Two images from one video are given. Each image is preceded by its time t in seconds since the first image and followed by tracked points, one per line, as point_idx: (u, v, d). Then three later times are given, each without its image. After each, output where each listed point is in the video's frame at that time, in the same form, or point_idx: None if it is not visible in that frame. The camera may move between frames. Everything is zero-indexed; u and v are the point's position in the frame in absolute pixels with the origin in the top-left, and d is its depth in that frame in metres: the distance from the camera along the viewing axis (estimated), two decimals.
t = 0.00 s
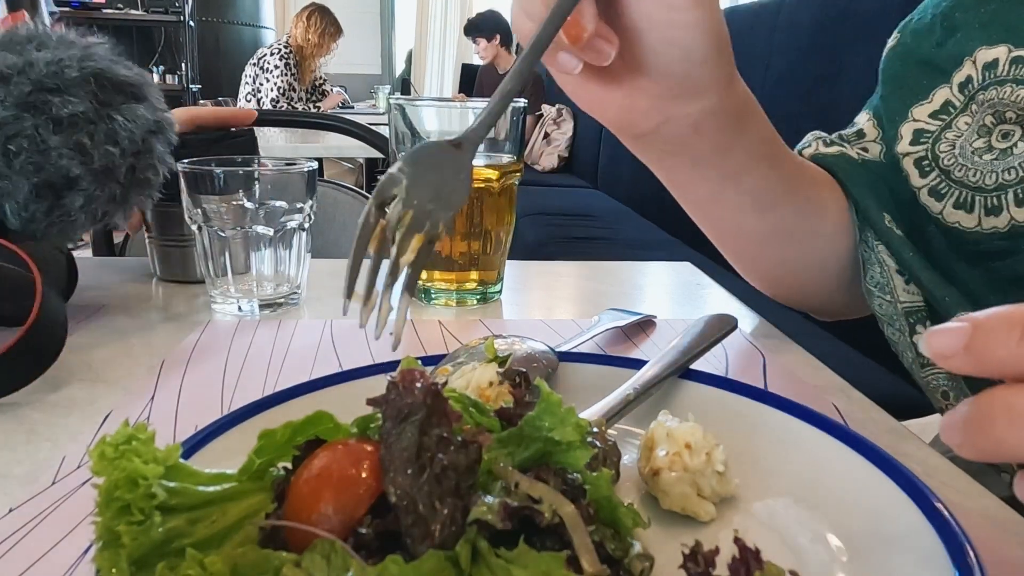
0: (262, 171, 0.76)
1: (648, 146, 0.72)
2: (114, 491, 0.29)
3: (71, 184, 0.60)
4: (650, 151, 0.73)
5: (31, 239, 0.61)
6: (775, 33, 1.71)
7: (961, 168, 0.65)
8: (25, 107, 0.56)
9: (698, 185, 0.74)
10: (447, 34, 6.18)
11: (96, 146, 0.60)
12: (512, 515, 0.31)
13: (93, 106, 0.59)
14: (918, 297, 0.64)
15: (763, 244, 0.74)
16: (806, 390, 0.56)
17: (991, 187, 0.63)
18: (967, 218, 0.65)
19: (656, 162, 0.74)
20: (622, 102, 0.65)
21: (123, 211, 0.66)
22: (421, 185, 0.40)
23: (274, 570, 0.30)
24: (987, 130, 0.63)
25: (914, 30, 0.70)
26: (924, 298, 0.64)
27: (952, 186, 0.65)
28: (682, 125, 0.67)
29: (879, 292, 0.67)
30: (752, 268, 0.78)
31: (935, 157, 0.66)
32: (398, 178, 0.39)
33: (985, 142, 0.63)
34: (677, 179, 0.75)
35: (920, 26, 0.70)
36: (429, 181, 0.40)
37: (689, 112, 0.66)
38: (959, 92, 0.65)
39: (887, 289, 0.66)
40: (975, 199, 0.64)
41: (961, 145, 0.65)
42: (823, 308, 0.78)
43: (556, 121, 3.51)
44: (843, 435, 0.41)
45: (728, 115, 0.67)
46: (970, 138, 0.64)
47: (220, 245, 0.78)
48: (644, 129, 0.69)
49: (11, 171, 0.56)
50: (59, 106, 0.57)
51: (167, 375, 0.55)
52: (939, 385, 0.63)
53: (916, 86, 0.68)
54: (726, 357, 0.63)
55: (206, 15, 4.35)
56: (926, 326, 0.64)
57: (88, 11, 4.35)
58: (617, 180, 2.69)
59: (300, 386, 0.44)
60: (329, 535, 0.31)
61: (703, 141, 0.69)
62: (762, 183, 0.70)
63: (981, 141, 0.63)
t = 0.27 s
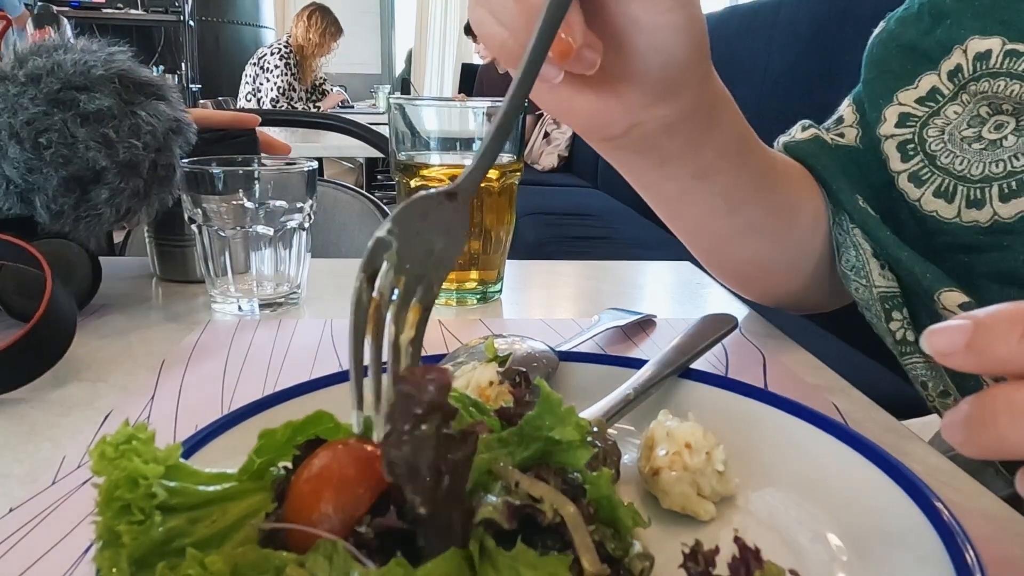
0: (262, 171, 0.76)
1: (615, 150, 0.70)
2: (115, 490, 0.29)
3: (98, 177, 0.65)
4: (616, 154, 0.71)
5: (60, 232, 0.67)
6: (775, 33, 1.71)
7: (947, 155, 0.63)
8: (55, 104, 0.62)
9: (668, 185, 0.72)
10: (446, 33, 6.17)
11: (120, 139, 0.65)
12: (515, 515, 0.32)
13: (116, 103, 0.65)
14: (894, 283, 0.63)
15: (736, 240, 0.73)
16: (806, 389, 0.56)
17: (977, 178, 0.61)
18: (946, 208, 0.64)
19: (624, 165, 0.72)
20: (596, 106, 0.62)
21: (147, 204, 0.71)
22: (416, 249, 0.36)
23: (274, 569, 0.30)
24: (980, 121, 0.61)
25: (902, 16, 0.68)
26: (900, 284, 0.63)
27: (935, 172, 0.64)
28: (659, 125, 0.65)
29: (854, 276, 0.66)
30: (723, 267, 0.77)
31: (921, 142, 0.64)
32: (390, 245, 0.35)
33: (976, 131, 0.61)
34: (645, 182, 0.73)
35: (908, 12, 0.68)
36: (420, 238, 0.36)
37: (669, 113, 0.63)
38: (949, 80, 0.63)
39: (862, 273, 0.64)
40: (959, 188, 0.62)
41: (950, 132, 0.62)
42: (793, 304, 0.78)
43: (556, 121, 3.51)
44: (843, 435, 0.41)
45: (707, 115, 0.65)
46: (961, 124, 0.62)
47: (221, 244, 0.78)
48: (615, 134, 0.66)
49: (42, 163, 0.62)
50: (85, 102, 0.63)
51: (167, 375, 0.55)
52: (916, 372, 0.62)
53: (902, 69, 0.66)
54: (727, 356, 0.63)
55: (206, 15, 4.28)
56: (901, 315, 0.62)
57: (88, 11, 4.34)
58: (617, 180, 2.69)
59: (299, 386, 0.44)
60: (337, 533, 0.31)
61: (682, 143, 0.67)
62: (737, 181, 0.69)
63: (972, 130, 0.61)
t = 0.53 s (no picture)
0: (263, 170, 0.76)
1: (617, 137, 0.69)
2: (115, 490, 0.29)
3: (60, 157, 0.65)
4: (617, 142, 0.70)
5: (44, 223, 0.66)
6: (775, 32, 1.71)
7: (948, 142, 0.64)
8: None
9: (666, 177, 0.72)
10: (446, 33, 6.17)
11: (67, 112, 0.64)
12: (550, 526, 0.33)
13: (52, 75, 0.64)
14: (892, 268, 0.64)
15: (730, 235, 0.74)
16: (806, 389, 0.56)
17: (976, 167, 0.63)
18: (944, 195, 0.65)
19: (622, 156, 0.72)
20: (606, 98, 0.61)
21: (122, 173, 0.70)
22: (470, 304, 0.26)
23: (274, 569, 0.30)
24: (982, 109, 0.62)
25: None
26: (897, 268, 0.64)
27: (933, 158, 0.65)
28: (659, 115, 0.65)
29: (852, 260, 0.67)
30: (716, 261, 0.77)
31: (921, 128, 0.65)
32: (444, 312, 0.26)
33: (977, 119, 0.62)
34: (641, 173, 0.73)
35: None
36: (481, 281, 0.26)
37: (669, 101, 0.63)
38: (949, 66, 0.63)
39: (858, 257, 0.66)
40: (958, 176, 0.64)
41: (950, 119, 0.64)
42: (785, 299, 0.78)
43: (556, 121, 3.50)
44: (842, 434, 0.41)
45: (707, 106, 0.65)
46: (963, 112, 0.63)
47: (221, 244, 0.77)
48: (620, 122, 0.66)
49: None
50: (20, 83, 0.62)
51: (167, 375, 0.55)
52: (915, 354, 0.64)
53: (900, 54, 0.66)
54: (726, 356, 0.63)
55: (206, 15, 4.26)
56: (898, 298, 0.63)
57: (88, 11, 4.34)
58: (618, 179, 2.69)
59: (299, 386, 0.44)
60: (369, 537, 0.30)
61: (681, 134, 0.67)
62: (734, 174, 0.70)
63: (973, 118, 0.62)
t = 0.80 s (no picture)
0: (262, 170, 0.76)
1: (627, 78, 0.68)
2: (115, 490, 0.29)
3: (42, 153, 0.65)
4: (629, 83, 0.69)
5: (37, 221, 0.67)
6: (775, 32, 1.71)
7: (951, 112, 0.65)
8: None
9: (671, 123, 0.70)
10: (446, 32, 6.16)
11: (42, 108, 0.63)
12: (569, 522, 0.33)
13: (23, 71, 0.63)
14: (887, 220, 0.65)
15: (728, 192, 0.72)
16: (806, 389, 0.56)
17: (978, 139, 0.64)
18: (941, 167, 0.66)
19: (629, 103, 0.71)
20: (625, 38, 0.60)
21: (109, 165, 0.70)
22: (520, 313, 0.31)
23: (273, 568, 0.30)
24: (989, 84, 0.63)
25: None
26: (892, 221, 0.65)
27: (933, 129, 0.66)
28: (676, 49, 0.64)
29: (846, 213, 0.68)
30: (709, 223, 0.76)
31: (924, 97, 0.66)
32: (496, 328, 0.30)
33: (982, 92, 0.63)
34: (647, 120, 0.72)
35: None
36: (528, 290, 0.30)
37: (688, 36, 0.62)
38: (956, 40, 0.65)
39: (856, 210, 0.67)
40: (957, 147, 0.65)
41: (955, 89, 0.65)
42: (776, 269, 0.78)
43: (556, 120, 3.50)
44: (844, 434, 0.41)
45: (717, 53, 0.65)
46: (969, 84, 0.64)
47: (221, 244, 0.77)
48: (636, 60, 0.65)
49: None
50: None
51: (167, 375, 0.55)
52: (914, 310, 0.64)
53: (904, 26, 0.67)
54: (726, 356, 0.63)
55: (206, 15, 4.26)
56: (897, 251, 0.64)
57: (88, 11, 4.34)
58: (618, 179, 2.68)
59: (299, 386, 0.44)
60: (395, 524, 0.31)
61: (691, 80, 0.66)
62: (741, 126, 0.69)
63: (978, 92, 0.64)
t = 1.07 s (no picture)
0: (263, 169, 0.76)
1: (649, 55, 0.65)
2: (115, 490, 0.29)
3: (43, 154, 0.65)
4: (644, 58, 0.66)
5: (37, 221, 0.67)
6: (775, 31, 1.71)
7: (952, 80, 0.64)
8: None
9: (689, 99, 0.67)
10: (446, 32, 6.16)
11: (43, 108, 0.63)
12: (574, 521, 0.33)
13: (24, 71, 0.64)
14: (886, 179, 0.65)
15: (734, 176, 0.71)
16: (806, 389, 0.56)
17: (978, 109, 0.63)
18: (938, 135, 0.65)
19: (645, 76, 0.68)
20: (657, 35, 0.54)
21: (109, 165, 0.70)
22: (532, 372, 0.30)
23: (273, 568, 0.29)
24: (991, 62, 0.63)
25: None
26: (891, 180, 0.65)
27: (932, 96, 0.65)
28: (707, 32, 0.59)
29: (848, 172, 0.69)
30: (711, 205, 0.75)
31: (926, 64, 0.66)
32: (510, 393, 0.29)
33: (985, 66, 0.63)
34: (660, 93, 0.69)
35: None
36: (544, 351, 0.30)
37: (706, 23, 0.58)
38: (960, 16, 0.64)
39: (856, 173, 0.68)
40: (957, 117, 0.64)
41: (958, 60, 0.64)
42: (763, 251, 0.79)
43: (556, 120, 3.50)
44: (843, 434, 0.41)
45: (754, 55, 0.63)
46: (972, 57, 0.64)
47: (221, 244, 0.77)
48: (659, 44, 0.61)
49: None
50: None
51: (167, 375, 0.55)
52: (921, 265, 0.65)
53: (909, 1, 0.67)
54: (726, 356, 0.63)
55: (206, 15, 4.26)
56: (900, 207, 0.65)
57: (88, 10, 4.34)
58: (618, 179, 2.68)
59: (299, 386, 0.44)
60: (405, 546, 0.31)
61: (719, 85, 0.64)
62: (756, 112, 0.67)
63: (980, 65, 0.63)
